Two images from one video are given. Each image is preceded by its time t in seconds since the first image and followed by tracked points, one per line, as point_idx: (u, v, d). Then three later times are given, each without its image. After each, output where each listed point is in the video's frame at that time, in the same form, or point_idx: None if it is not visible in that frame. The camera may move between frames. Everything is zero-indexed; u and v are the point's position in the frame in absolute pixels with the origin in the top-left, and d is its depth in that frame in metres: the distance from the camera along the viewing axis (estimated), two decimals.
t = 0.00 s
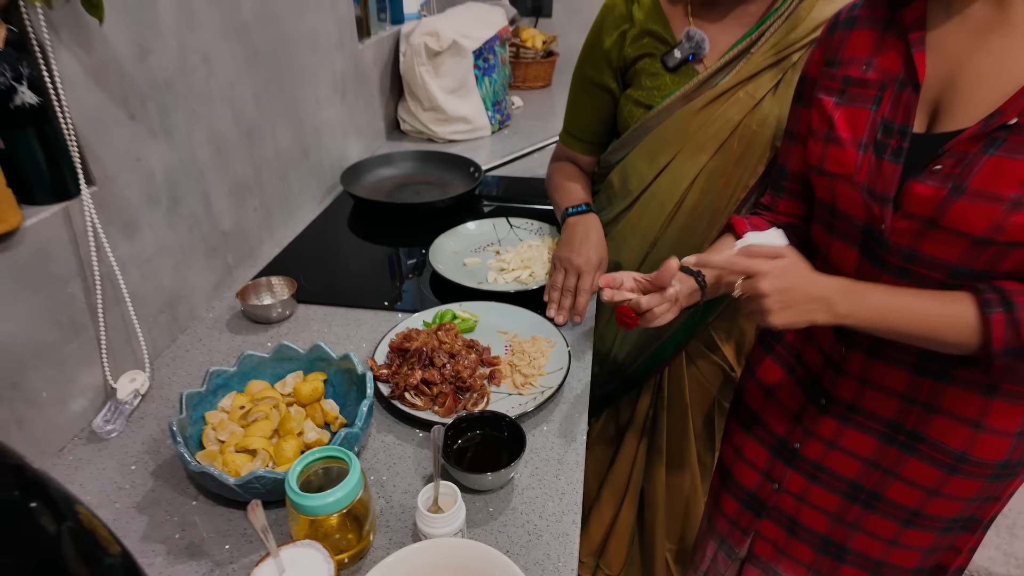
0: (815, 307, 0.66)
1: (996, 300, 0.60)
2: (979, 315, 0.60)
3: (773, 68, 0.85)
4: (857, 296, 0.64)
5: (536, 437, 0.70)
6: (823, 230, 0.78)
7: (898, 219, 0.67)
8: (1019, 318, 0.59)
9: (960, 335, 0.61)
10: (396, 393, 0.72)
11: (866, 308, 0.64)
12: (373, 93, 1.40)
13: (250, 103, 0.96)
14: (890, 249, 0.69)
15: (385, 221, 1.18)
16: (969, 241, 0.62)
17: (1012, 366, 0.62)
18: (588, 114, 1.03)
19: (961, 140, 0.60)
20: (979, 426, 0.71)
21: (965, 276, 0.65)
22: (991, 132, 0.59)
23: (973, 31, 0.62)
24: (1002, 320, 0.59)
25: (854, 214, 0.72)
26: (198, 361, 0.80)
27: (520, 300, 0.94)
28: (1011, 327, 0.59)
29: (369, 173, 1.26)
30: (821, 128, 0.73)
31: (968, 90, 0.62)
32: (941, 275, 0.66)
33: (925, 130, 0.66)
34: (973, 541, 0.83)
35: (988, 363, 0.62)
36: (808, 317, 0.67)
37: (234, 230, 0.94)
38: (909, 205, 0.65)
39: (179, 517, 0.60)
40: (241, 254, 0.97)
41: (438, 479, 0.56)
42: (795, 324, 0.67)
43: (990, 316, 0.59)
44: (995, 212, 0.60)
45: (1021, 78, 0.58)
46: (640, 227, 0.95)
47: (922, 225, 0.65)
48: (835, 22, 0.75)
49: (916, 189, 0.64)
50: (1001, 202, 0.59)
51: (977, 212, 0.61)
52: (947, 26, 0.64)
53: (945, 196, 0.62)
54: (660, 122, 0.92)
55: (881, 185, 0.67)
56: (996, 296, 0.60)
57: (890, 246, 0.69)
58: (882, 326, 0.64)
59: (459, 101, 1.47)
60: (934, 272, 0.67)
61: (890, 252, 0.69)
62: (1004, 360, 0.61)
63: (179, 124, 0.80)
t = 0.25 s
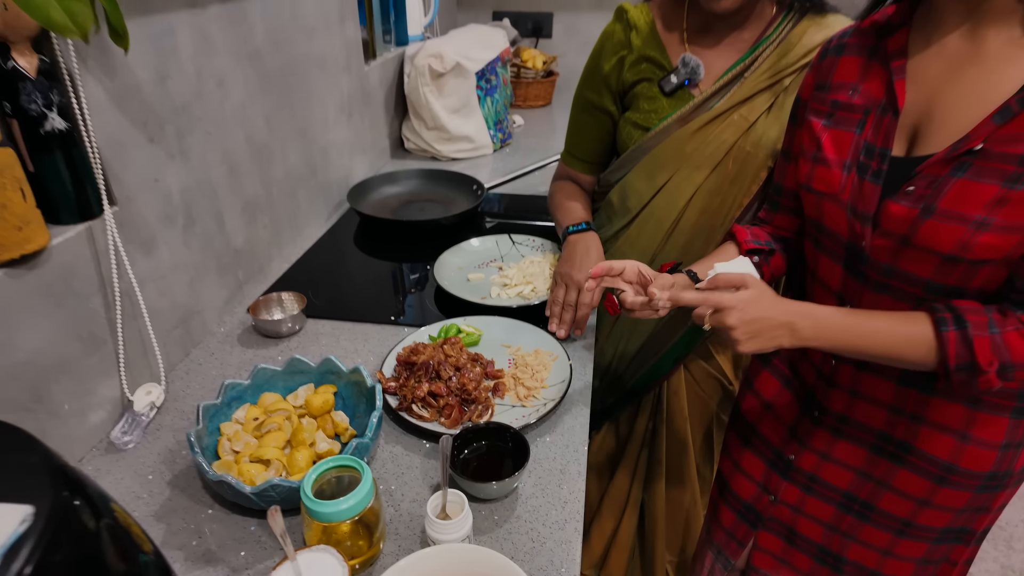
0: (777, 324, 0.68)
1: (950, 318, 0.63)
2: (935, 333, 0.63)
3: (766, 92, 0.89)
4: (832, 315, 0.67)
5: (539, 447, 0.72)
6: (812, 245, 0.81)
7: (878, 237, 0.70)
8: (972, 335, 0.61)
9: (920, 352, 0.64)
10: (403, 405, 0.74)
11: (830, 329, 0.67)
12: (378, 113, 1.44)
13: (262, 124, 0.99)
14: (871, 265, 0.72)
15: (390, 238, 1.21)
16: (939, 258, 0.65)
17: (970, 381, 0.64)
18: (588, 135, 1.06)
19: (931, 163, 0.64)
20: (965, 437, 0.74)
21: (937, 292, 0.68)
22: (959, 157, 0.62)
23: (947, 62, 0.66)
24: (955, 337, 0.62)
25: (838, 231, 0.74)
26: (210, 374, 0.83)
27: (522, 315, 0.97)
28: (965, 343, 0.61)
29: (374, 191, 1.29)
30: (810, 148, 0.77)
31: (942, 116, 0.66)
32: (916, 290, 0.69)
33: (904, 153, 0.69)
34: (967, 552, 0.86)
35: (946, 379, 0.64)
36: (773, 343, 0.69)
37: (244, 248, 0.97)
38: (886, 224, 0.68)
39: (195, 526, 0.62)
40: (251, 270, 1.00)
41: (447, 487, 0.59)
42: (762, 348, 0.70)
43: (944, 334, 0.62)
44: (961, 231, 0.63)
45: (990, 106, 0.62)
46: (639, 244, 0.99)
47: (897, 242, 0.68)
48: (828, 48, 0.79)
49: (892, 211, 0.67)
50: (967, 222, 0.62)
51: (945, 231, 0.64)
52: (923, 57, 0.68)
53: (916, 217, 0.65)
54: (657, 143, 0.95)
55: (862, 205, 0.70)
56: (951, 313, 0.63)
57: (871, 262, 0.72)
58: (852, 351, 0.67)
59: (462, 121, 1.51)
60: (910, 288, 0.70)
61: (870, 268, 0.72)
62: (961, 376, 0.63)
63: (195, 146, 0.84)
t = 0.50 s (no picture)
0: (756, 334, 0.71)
1: (916, 332, 0.66)
2: (902, 347, 0.66)
3: (757, 119, 0.93)
4: (818, 331, 0.70)
5: (541, 460, 0.75)
6: (802, 265, 0.85)
7: (861, 257, 0.73)
8: (937, 348, 0.65)
9: (889, 364, 0.67)
10: (410, 419, 0.77)
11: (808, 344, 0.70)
12: (383, 136, 1.48)
13: (273, 149, 1.03)
14: (855, 283, 0.75)
15: (395, 258, 1.24)
16: (916, 276, 0.69)
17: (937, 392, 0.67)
18: (585, 159, 1.10)
19: (907, 187, 0.68)
20: (951, 450, 0.77)
21: (916, 309, 0.71)
22: (932, 181, 0.66)
23: (923, 92, 0.70)
24: (921, 351, 0.65)
25: (825, 251, 0.78)
26: (223, 391, 0.86)
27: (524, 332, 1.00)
28: (930, 356, 0.65)
29: (379, 212, 1.33)
30: (798, 173, 0.81)
31: (918, 142, 0.69)
32: (896, 307, 0.73)
33: (884, 177, 0.73)
34: (959, 564, 0.88)
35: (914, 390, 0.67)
36: (747, 356, 0.72)
37: (255, 267, 1.01)
38: (868, 244, 0.72)
39: (212, 536, 0.64)
40: (261, 289, 1.03)
41: (453, 498, 0.62)
42: (737, 361, 0.73)
43: (910, 347, 0.66)
44: (935, 251, 0.66)
45: (961, 133, 0.66)
46: (637, 264, 1.02)
47: (877, 262, 0.72)
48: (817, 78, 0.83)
49: (872, 232, 0.71)
50: (939, 242, 0.66)
51: (919, 251, 0.67)
52: (901, 87, 0.72)
53: (893, 238, 0.69)
54: (654, 167, 0.99)
55: (845, 226, 0.74)
56: (917, 327, 0.67)
57: (854, 281, 0.75)
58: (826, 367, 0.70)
59: (464, 143, 1.55)
60: (891, 305, 0.73)
61: (855, 287, 0.75)
62: (927, 388, 0.67)
63: (210, 171, 0.87)
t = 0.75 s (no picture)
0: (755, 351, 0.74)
1: (906, 349, 0.69)
2: (894, 364, 0.69)
3: (749, 146, 0.97)
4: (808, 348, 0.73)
5: (544, 475, 0.78)
6: (796, 285, 0.88)
7: (851, 279, 0.77)
8: (926, 365, 0.68)
9: (882, 380, 0.70)
10: (417, 435, 0.80)
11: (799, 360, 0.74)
12: (387, 159, 1.53)
13: (283, 174, 1.07)
14: (845, 303, 0.79)
15: (399, 278, 1.27)
16: (903, 297, 0.72)
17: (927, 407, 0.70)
18: (583, 183, 1.14)
19: (892, 213, 0.72)
20: (938, 465, 0.79)
21: (904, 329, 0.74)
22: (915, 207, 0.70)
23: (904, 123, 0.74)
24: (911, 367, 0.68)
25: (817, 272, 0.81)
26: (234, 408, 0.88)
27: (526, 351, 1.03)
28: (919, 372, 0.68)
29: (384, 234, 1.37)
30: (791, 198, 0.84)
31: (901, 170, 0.73)
32: (886, 327, 0.76)
33: (870, 204, 0.77)
34: None
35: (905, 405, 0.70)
36: (747, 371, 0.75)
37: (265, 288, 1.04)
38: (856, 267, 0.76)
39: (227, 550, 0.67)
40: (270, 309, 1.06)
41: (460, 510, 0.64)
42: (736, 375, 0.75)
43: (902, 364, 0.69)
44: (919, 273, 0.70)
45: (940, 162, 0.70)
46: (635, 285, 1.05)
47: (866, 283, 0.75)
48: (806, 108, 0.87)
49: (860, 254, 0.75)
50: (923, 265, 0.69)
51: (904, 273, 0.71)
52: (885, 117, 0.76)
53: (880, 260, 0.73)
54: (651, 192, 1.03)
55: (836, 249, 0.78)
56: (907, 345, 0.70)
57: (845, 300, 0.78)
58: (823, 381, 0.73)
59: (465, 166, 1.59)
60: (880, 324, 0.76)
61: (845, 307, 0.79)
62: (919, 403, 0.69)
63: (224, 196, 0.91)
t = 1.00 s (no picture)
0: (751, 369, 0.79)
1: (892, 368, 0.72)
2: (878, 380, 0.72)
3: (740, 174, 1.01)
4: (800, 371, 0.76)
5: (545, 494, 0.79)
6: (791, 307, 0.91)
7: (843, 301, 0.80)
8: (909, 380, 0.70)
9: (866, 396, 0.72)
10: (421, 455, 0.82)
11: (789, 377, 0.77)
12: (389, 184, 1.56)
13: (291, 201, 1.10)
14: (838, 324, 0.82)
15: (402, 300, 1.30)
16: (892, 320, 0.76)
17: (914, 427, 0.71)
18: (582, 208, 1.18)
19: (882, 239, 0.75)
20: (929, 485, 0.81)
21: (896, 350, 0.77)
22: (904, 234, 0.73)
23: (894, 153, 0.77)
24: (894, 382, 0.71)
25: (811, 293, 0.85)
26: (242, 429, 0.90)
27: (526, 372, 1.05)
28: (904, 387, 0.70)
29: (386, 257, 1.40)
30: (787, 222, 0.88)
31: (892, 198, 0.76)
32: (878, 348, 0.79)
33: (863, 229, 0.79)
34: None
35: (890, 420, 0.71)
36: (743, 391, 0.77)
37: (271, 311, 1.06)
38: (849, 289, 0.79)
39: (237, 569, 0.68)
40: (275, 331, 1.08)
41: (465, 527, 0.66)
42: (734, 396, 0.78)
43: (885, 378, 0.71)
44: (907, 298, 0.73)
45: (928, 193, 0.73)
46: (631, 308, 1.08)
47: (857, 305, 0.79)
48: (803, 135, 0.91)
49: (852, 278, 0.78)
50: (910, 290, 0.73)
51: (893, 298, 0.74)
52: (876, 147, 0.80)
53: (871, 284, 0.76)
54: (646, 218, 1.07)
55: (829, 272, 0.81)
56: (892, 365, 0.72)
57: (838, 321, 0.82)
58: (817, 400, 0.75)
59: (466, 191, 1.63)
60: (872, 345, 0.79)
61: (838, 328, 0.82)
62: (903, 417, 0.71)
63: (234, 222, 0.94)
